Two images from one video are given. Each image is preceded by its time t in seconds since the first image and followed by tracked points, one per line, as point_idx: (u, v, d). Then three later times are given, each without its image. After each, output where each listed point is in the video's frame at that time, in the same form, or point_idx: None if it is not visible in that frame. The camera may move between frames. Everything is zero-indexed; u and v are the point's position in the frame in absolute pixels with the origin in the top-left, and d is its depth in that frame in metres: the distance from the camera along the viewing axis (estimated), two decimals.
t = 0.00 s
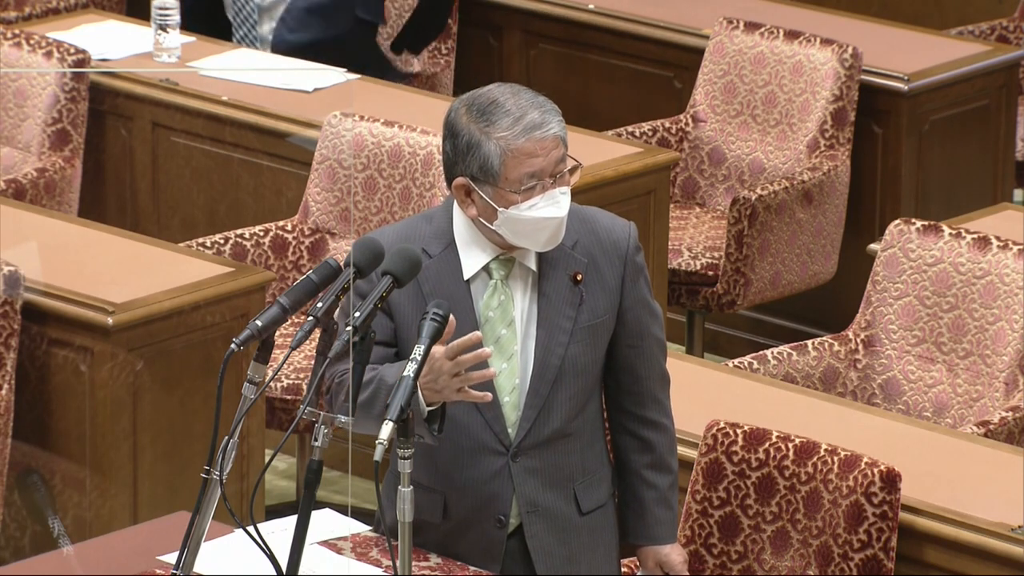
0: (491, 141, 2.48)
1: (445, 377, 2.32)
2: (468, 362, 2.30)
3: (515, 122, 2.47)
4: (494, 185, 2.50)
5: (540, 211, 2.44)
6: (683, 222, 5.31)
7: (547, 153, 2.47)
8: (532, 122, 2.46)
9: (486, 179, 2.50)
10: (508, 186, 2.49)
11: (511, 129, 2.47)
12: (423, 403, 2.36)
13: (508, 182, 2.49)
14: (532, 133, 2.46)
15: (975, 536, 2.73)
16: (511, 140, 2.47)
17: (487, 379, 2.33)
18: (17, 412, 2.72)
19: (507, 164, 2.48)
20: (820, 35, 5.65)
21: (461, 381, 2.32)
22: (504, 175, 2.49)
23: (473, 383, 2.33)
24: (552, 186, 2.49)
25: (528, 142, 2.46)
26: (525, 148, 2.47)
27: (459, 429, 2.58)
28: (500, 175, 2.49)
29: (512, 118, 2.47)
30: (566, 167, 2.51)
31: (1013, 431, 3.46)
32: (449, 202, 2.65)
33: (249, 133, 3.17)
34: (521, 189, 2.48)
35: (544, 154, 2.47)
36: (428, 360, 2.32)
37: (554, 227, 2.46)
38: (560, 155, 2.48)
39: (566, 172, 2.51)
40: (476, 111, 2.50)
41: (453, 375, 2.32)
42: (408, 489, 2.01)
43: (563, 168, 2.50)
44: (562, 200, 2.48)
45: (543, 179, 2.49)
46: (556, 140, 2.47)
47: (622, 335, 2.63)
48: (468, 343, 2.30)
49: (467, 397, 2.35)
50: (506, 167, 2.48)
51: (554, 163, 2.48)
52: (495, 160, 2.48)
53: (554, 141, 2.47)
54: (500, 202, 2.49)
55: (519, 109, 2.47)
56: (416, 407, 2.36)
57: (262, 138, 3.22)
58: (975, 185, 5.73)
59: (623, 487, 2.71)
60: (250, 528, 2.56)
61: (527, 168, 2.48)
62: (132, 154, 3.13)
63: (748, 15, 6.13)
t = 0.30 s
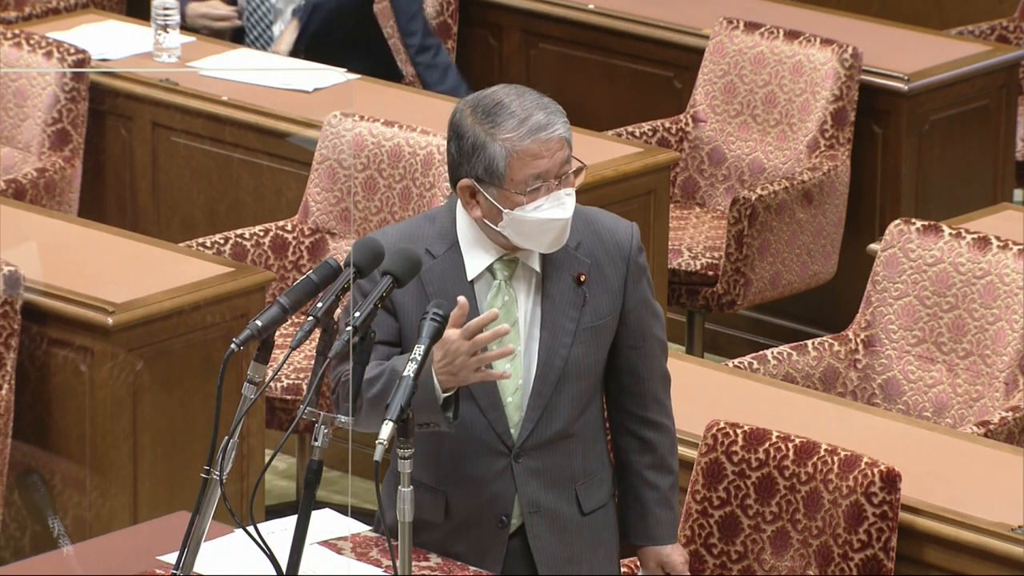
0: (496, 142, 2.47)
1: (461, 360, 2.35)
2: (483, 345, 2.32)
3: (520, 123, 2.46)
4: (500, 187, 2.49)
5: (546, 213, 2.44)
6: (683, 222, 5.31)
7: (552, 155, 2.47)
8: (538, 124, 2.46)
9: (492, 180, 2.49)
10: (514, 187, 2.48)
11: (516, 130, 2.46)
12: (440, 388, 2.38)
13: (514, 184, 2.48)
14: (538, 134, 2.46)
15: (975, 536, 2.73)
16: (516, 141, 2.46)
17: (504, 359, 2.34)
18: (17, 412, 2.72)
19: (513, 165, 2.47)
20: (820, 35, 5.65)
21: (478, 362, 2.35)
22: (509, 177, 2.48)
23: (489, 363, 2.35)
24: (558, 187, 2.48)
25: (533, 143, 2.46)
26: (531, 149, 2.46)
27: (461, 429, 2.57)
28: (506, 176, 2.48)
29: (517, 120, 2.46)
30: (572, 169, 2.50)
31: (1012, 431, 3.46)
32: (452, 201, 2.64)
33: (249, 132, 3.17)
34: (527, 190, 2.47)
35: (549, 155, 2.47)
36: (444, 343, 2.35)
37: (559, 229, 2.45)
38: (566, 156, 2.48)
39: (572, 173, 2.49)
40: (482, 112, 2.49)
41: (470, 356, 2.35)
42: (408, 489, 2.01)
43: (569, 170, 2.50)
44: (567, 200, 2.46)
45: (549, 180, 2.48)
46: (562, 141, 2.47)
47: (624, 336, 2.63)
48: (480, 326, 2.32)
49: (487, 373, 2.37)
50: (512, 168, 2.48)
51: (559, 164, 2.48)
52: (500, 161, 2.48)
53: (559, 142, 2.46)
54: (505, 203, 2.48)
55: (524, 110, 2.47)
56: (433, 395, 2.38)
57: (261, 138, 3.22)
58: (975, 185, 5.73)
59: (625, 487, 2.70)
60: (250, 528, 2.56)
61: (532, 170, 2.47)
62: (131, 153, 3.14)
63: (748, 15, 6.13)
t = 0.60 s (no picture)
0: (502, 144, 2.48)
1: (488, 387, 2.34)
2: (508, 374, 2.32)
3: (525, 125, 2.46)
4: (505, 188, 2.50)
5: (553, 215, 2.45)
6: (683, 222, 5.31)
7: (558, 156, 2.48)
8: (543, 126, 2.46)
9: (497, 182, 2.50)
10: (519, 189, 2.49)
11: (522, 133, 2.47)
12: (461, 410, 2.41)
13: (519, 186, 2.49)
14: (544, 136, 2.46)
15: (975, 536, 2.73)
16: (522, 143, 2.46)
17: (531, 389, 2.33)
18: (17, 412, 2.72)
19: (518, 167, 2.48)
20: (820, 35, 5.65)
21: (504, 390, 2.34)
22: (515, 179, 2.49)
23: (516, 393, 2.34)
24: (563, 188, 2.50)
25: (539, 145, 2.46)
26: (536, 152, 2.47)
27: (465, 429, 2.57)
28: (511, 178, 2.49)
29: (522, 122, 2.47)
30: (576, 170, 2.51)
31: (1013, 431, 3.46)
32: (454, 202, 2.64)
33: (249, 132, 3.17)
34: (532, 192, 2.48)
35: (555, 157, 2.47)
36: (471, 368, 2.35)
37: (565, 230, 2.46)
38: (571, 157, 2.49)
39: (576, 174, 2.51)
40: (487, 114, 2.49)
41: (498, 383, 2.34)
42: (408, 489, 2.01)
43: (574, 171, 2.51)
44: (572, 202, 2.48)
45: (554, 182, 2.49)
46: (567, 143, 2.47)
47: (627, 337, 2.63)
48: (505, 357, 2.31)
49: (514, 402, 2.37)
50: (517, 170, 2.48)
51: (564, 165, 2.48)
52: (506, 163, 2.48)
53: (564, 144, 2.47)
54: (510, 205, 2.49)
55: (529, 112, 2.47)
56: (453, 416, 2.41)
57: (262, 138, 3.22)
58: (975, 184, 5.73)
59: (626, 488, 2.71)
60: (249, 528, 2.56)
61: (538, 171, 2.48)
62: (132, 155, 3.13)
63: (748, 15, 6.13)
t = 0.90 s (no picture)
0: (505, 146, 2.48)
1: (495, 396, 2.35)
2: (517, 384, 2.33)
3: (528, 126, 2.46)
4: (506, 190, 2.49)
5: (556, 216, 2.45)
6: (683, 222, 5.31)
7: (560, 158, 2.47)
8: (546, 127, 2.46)
9: (499, 184, 2.49)
10: (521, 191, 2.48)
11: (524, 134, 2.46)
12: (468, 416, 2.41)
13: (520, 188, 2.48)
14: (546, 137, 2.46)
15: (975, 536, 2.73)
16: (524, 144, 2.46)
17: (539, 399, 2.34)
18: (17, 412, 2.72)
19: (521, 168, 2.48)
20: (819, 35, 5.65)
21: (511, 399, 2.35)
22: (517, 180, 2.48)
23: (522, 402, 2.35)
24: (564, 190, 2.49)
25: (541, 146, 2.46)
26: (539, 153, 2.46)
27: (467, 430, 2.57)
28: (514, 179, 2.48)
29: (525, 123, 2.46)
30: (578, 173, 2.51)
31: (1013, 431, 3.46)
32: (456, 203, 2.64)
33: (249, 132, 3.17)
34: (533, 194, 2.48)
35: (557, 159, 2.47)
36: (479, 378, 2.36)
37: (568, 231, 2.46)
38: (573, 159, 2.48)
39: (578, 177, 2.50)
40: (490, 115, 2.50)
41: (506, 394, 2.35)
42: (408, 489, 2.01)
43: (575, 174, 2.50)
44: (574, 204, 2.47)
45: (555, 184, 2.48)
46: (569, 145, 2.47)
47: (629, 337, 2.63)
48: (516, 367, 2.32)
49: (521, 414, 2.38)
50: (520, 172, 2.48)
51: (566, 167, 2.48)
52: (508, 164, 2.48)
53: (567, 146, 2.47)
54: (513, 207, 2.48)
55: (532, 113, 2.47)
56: (460, 422, 2.41)
57: (261, 138, 3.23)
58: (975, 184, 5.73)
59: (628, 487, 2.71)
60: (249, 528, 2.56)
61: (540, 173, 2.48)
62: (131, 155, 3.14)
63: (748, 15, 6.13)
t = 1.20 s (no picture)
0: (503, 142, 2.48)
1: (501, 401, 2.36)
2: (524, 390, 2.33)
3: (527, 123, 2.46)
4: (506, 186, 2.50)
5: (553, 213, 2.44)
6: (683, 222, 5.31)
7: (559, 154, 2.47)
8: (544, 123, 2.46)
9: (498, 180, 2.50)
10: (520, 186, 2.48)
11: (523, 130, 2.46)
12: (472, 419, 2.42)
13: (519, 183, 2.48)
14: (545, 133, 2.46)
15: (975, 536, 2.73)
16: (523, 140, 2.46)
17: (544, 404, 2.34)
18: (17, 412, 2.73)
19: (520, 164, 2.48)
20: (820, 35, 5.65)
21: (517, 405, 2.35)
22: (516, 176, 2.49)
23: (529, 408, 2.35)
24: (563, 186, 2.49)
25: (540, 143, 2.46)
26: (537, 149, 2.46)
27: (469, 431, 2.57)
28: (513, 175, 2.49)
29: (524, 119, 2.46)
30: (578, 170, 2.51)
31: (1013, 431, 3.46)
32: (456, 203, 2.63)
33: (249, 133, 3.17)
34: (533, 189, 2.48)
35: (556, 155, 2.47)
36: (485, 383, 2.36)
37: (566, 228, 2.46)
38: (573, 156, 2.48)
39: (577, 173, 2.50)
40: (488, 111, 2.50)
41: (513, 398, 2.36)
42: (408, 489, 2.01)
43: (575, 170, 2.50)
44: (573, 201, 2.48)
45: (555, 180, 2.49)
46: (569, 142, 2.47)
47: (630, 337, 2.63)
48: (524, 374, 2.33)
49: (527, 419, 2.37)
50: (519, 167, 2.48)
51: (565, 164, 2.48)
52: (507, 160, 2.48)
53: (566, 142, 2.46)
54: (512, 203, 2.49)
55: (530, 110, 2.47)
56: (464, 427, 2.42)
57: (262, 138, 3.23)
58: (975, 184, 5.73)
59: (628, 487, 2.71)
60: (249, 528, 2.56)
61: (539, 169, 2.48)
62: (132, 155, 3.14)
63: (748, 15, 6.13)
